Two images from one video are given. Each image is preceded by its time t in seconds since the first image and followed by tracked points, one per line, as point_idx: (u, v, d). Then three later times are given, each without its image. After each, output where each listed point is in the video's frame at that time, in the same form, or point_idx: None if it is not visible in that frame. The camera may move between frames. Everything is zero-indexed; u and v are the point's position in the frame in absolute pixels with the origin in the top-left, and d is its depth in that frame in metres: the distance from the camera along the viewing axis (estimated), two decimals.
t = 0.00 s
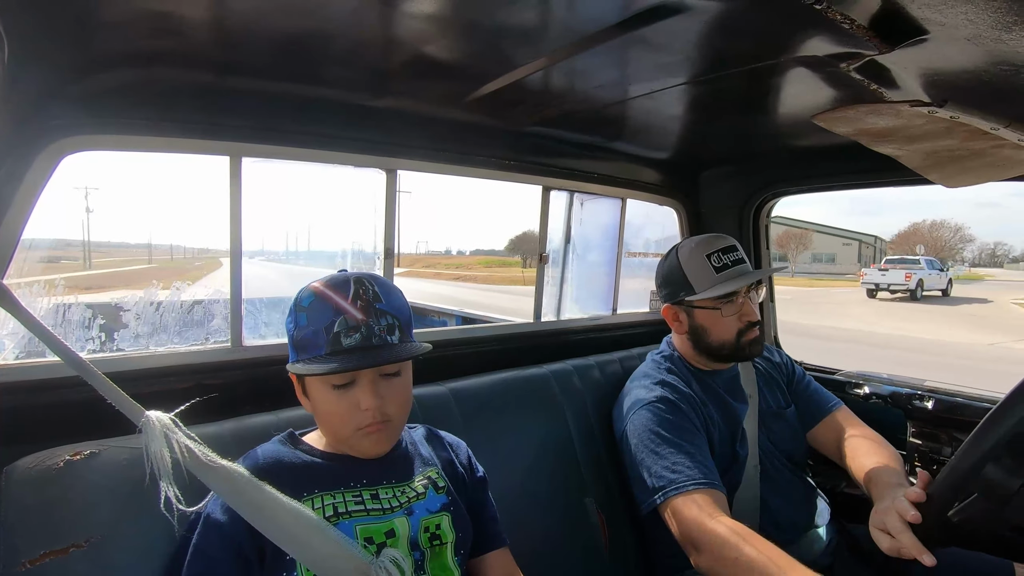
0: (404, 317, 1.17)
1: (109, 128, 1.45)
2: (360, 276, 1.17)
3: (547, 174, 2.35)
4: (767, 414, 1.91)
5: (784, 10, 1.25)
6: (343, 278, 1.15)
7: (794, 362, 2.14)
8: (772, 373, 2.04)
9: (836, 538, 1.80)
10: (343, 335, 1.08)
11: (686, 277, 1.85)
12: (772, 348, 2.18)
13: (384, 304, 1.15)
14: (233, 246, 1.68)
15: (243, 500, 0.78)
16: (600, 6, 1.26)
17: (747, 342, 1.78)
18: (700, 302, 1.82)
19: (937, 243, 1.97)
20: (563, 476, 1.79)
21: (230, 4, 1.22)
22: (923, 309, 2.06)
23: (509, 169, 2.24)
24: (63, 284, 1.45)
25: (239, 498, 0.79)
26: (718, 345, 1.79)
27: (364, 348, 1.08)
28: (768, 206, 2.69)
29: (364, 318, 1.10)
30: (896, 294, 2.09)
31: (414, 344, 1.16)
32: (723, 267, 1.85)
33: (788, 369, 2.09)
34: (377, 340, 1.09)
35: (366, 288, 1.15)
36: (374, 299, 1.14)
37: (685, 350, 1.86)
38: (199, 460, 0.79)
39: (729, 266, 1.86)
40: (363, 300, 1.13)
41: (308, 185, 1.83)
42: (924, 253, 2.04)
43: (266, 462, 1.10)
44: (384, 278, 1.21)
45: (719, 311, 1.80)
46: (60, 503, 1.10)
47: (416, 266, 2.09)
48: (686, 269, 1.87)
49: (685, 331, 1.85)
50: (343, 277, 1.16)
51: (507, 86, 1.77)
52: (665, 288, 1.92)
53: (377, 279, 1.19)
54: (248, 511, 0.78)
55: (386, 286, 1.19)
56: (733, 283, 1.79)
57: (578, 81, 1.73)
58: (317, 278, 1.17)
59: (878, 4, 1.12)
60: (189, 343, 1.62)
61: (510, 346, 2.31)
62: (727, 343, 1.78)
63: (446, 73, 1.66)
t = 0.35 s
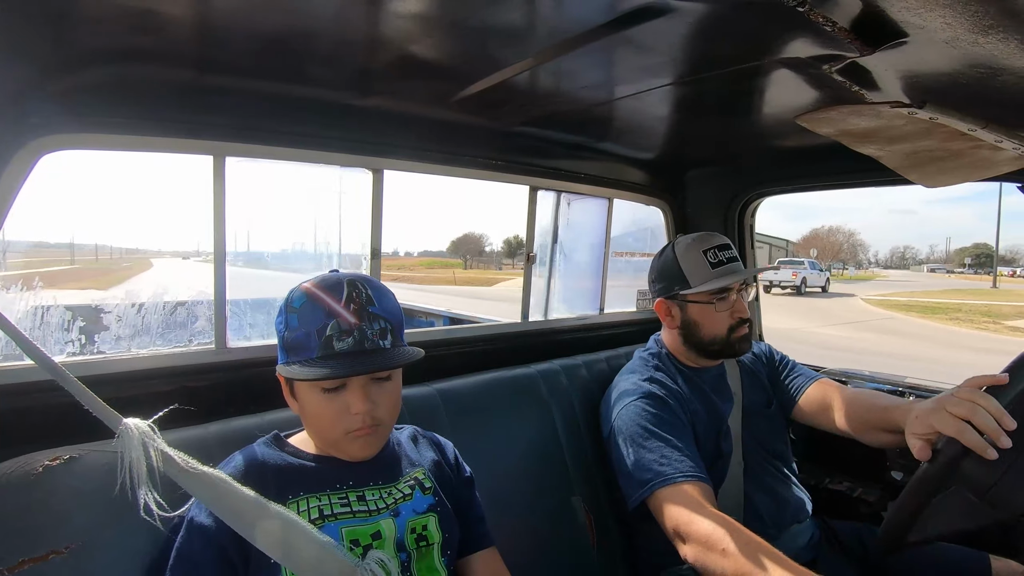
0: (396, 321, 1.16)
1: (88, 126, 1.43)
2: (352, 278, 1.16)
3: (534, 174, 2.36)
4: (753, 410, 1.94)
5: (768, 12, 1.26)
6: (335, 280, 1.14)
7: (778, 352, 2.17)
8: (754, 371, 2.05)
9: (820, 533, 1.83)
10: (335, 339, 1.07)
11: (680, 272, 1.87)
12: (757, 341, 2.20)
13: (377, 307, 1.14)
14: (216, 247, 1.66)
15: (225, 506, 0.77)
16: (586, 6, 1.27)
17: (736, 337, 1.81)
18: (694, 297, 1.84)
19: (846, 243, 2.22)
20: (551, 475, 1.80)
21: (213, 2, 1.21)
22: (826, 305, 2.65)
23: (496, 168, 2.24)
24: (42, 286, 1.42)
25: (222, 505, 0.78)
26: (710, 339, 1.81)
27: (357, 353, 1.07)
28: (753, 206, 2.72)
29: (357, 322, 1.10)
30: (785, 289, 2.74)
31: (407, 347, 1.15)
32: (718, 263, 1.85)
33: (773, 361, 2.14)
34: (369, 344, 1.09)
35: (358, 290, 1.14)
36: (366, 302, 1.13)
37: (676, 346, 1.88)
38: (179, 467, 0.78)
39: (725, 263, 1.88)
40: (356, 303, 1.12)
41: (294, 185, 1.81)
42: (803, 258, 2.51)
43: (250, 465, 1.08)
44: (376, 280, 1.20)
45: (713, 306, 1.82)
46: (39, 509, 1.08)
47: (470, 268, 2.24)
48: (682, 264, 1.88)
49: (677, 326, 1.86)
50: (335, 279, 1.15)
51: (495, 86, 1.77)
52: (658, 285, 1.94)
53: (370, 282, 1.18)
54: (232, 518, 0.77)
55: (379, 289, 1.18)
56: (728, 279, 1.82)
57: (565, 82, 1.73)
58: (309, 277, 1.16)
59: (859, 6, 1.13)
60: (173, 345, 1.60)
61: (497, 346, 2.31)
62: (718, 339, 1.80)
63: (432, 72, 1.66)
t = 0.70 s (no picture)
0: (364, 321, 1.15)
1: (56, 120, 1.38)
2: (317, 278, 1.14)
3: (515, 174, 2.36)
4: (727, 410, 1.94)
5: (746, 16, 1.28)
6: (300, 281, 1.13)
7: (754, 346, 2.20)
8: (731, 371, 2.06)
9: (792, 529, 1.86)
10: (300, 342, 1.06)
11: (659, 272, 1.89)
12: (732, 337, 2.23)
13: (343, 307, 1.13)
14: (191, 246, 1.63)
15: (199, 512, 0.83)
16: (568, 6, 1.27)
17: (713, 334, 1.84)
18: (671, 294, 1.86)
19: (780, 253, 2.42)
20: (530, 474, 1.80)
21: None
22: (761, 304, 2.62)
23: (476, 167, 2.22)
24: (7, 283, 1.37)
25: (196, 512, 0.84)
26: (687, 337, 1.83)
27: (321, 355, 1.06)
28: (731, 207, 2.75)
29: (322, 324, 1.09)
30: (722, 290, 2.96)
31: (376, 348, 1.14)
32: (694, 262, 1.89)
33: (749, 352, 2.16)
34: (335, 346, 1.08)
35: (324, 291, 1.12)
36: (332, 303, 1.12)
37: (653, 344, 1.90)
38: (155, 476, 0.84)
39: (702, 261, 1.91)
40: (321, 305, 1.10)
41: (273, 183, 1.78)
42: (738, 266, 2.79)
43: (219, 469, 1.06)
44: (343, 279, 1.19)
45: (688, 303, 1.85)
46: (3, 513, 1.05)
47: (451, 271, 2.22)
48: (659, 264, 1.90)
49: (655, 324, 1.89)
50: (301, 280, 1.13)
51: (476, 84, 1.77)
52: (636, 283, 1.95)
53: (337, 282, 1.16)
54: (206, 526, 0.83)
55: (346, 288, 1.17)
56: (703, 275, 1.85)
57: (546, 81, 1.74)
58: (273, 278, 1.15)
59: (833, 12, 1.16)
60: (145, 344, 1.57)
61: (478, 346, 2.30)
62: (694, 335, 1.83)
63: (413, 70, 1.64)
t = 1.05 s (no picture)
0: (327, 330, 1.12)
1: (17, 117, 1.34)
2: (276, 286, 1.10)
3: (492, 175, 2.36)
4: (702, 406, 1.95)
5: (719, 22, 1.30)
6: (256, 289, 1.08)
7: (732, 346, 2.22)
8: (707, 369, 2.07)
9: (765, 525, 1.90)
10: (258, 359, 1.03)
11: (639, 270, 1.92)
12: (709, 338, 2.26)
13: (305, 318, 1.10)
14: (160, 247, 1.59)
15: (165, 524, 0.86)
16: (544, 9, 1.28)
17: (689, 332, 1.87)
18: (650, 292, 1.89)
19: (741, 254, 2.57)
20: (507, 476, 1.79)
21: None
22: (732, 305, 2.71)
23: (454, 168, 2.22)
24: None
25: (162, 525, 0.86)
26: (664, 333, 1.86)
27: (281, 372, 1.03)
28: (705, 209, 2.79)
29: (282, 338, 1.05)
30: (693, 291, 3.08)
31: (340, 359, 1.11)
32: (673, 260, 1.92)
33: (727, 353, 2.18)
34: (296, 361, 1.05)
35: (283, 301, 1.09)
36: (292, 314, 1.08)
37: (631, 343, 1.92)
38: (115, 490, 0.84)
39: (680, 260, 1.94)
40: (280, 317, 1.07)
41: (247, 182, 1.75)
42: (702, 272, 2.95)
43: (178, 480, 1.03)
44: (303, 284, 1.15)
45: (666, 300, 1.88)
46: None
47: (405, 273, 2.14)
48: (637, 261, 1.93)
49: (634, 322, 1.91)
50: (257, 289, 1.08)
51: (453, 86, 1.76)
52: (616, 281, 1.98)
53: (296, 288, 1.12)
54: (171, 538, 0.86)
55: (306, 296, 1.13)
56: (680, 272, 1.88)
57: (522, 83, 1.74)
58: (227, 285, 1.10)
59: (802, 20, 1.19)
60: (111, 349, 1.52)
61: (455, 347, 2.29)
62: (671, 333, 1.85)
63: (389, 70, 1.63)
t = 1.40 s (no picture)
0: (337, 359, 1.09)
1: None
2: (290, 309, 1.05)
3: (471, 177, 2.35)
4: (687, 406, 2.00)
5: (696, 30, 1.33)
6: (270, 312, 1.03)
7: (711, 350, 2.28)
8: (692, 371, 2.12)
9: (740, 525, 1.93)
10: (265, 391, 0.97)
11: (630, 264, 1.97)
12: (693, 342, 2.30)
13: (316, 346, 1.06)
14: (128, 245, 1.54)
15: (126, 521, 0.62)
16: (525, 12, 1.28)
17: (679, 328, 1.91)
18: (641, 286, 1.95)
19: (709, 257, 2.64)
20: (485, 479, 1.79)
21: None
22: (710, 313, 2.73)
23: (433, 169, 2.21)
24: None
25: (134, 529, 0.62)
26: (655, 327, 1.89)
27: (290, 409, 0.98)
28: (681, 213, 2.84)
29: (293, 370, 1.00)
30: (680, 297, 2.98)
31: (347, 393, 1.08)
32: (664, 257, 1.97)
33: (710, 357, 2.24)
34: (304, 396, 1.00)
35: (297, 327, 1.04)
36: (305, 342, 1.04)
37: (622, 340, 1.96)
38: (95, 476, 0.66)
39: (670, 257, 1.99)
40: (292, 346, 1.02)
41: (222, 180, 1.72)
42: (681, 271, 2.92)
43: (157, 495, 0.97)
44: (315, 303, 1.11)
45: (656, 295, 1.94)
46: None
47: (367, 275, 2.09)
48: (631, 256, 1.98)
49: (624, 317, 1.95)
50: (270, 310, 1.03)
51: (433, 86, 1.76)
52: (608, 278, 2.02)
53: (310, 312, 1.08)
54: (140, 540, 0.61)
55: (319, 320, 1.09)
56: (671, 268, 1.95)
57: (502, 85, 1.74)
58: (234, 297, 1.03)
59: (776, 29, 1.21)
60: (76, 350, 1.47)
61: (433, 349, 2.28)
62: (663, 329, 1.89)
63: (368, 69, 1.62)
